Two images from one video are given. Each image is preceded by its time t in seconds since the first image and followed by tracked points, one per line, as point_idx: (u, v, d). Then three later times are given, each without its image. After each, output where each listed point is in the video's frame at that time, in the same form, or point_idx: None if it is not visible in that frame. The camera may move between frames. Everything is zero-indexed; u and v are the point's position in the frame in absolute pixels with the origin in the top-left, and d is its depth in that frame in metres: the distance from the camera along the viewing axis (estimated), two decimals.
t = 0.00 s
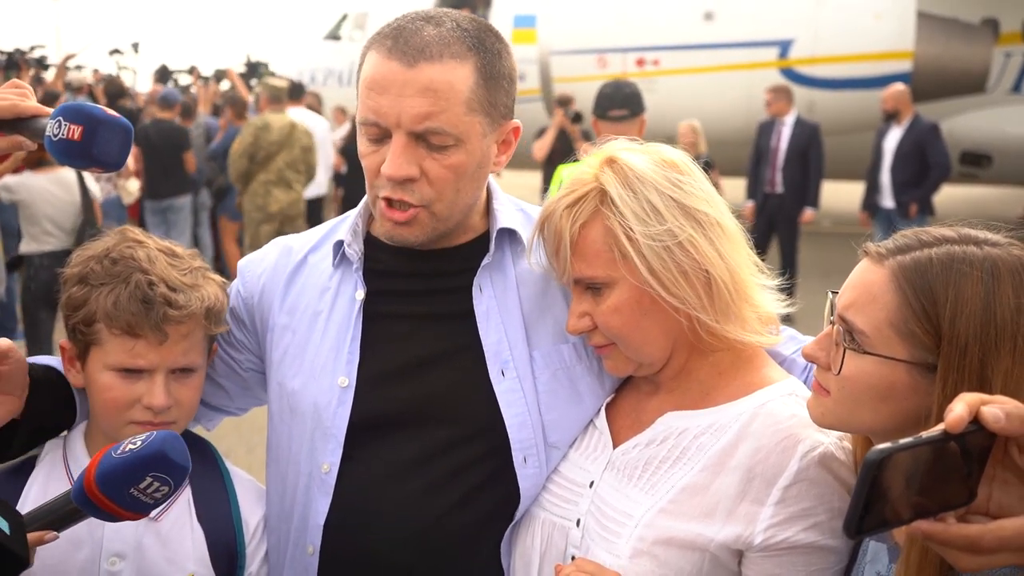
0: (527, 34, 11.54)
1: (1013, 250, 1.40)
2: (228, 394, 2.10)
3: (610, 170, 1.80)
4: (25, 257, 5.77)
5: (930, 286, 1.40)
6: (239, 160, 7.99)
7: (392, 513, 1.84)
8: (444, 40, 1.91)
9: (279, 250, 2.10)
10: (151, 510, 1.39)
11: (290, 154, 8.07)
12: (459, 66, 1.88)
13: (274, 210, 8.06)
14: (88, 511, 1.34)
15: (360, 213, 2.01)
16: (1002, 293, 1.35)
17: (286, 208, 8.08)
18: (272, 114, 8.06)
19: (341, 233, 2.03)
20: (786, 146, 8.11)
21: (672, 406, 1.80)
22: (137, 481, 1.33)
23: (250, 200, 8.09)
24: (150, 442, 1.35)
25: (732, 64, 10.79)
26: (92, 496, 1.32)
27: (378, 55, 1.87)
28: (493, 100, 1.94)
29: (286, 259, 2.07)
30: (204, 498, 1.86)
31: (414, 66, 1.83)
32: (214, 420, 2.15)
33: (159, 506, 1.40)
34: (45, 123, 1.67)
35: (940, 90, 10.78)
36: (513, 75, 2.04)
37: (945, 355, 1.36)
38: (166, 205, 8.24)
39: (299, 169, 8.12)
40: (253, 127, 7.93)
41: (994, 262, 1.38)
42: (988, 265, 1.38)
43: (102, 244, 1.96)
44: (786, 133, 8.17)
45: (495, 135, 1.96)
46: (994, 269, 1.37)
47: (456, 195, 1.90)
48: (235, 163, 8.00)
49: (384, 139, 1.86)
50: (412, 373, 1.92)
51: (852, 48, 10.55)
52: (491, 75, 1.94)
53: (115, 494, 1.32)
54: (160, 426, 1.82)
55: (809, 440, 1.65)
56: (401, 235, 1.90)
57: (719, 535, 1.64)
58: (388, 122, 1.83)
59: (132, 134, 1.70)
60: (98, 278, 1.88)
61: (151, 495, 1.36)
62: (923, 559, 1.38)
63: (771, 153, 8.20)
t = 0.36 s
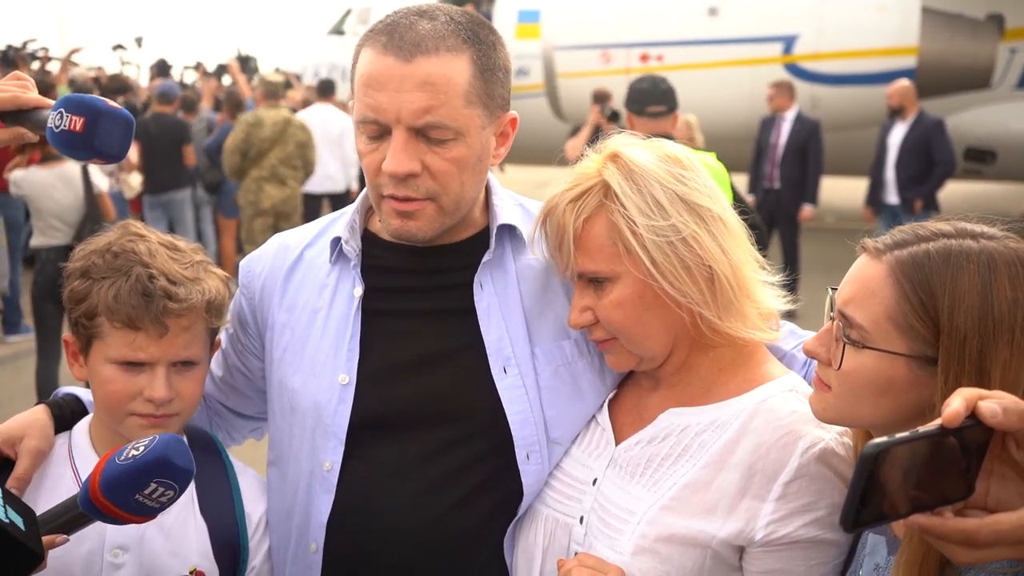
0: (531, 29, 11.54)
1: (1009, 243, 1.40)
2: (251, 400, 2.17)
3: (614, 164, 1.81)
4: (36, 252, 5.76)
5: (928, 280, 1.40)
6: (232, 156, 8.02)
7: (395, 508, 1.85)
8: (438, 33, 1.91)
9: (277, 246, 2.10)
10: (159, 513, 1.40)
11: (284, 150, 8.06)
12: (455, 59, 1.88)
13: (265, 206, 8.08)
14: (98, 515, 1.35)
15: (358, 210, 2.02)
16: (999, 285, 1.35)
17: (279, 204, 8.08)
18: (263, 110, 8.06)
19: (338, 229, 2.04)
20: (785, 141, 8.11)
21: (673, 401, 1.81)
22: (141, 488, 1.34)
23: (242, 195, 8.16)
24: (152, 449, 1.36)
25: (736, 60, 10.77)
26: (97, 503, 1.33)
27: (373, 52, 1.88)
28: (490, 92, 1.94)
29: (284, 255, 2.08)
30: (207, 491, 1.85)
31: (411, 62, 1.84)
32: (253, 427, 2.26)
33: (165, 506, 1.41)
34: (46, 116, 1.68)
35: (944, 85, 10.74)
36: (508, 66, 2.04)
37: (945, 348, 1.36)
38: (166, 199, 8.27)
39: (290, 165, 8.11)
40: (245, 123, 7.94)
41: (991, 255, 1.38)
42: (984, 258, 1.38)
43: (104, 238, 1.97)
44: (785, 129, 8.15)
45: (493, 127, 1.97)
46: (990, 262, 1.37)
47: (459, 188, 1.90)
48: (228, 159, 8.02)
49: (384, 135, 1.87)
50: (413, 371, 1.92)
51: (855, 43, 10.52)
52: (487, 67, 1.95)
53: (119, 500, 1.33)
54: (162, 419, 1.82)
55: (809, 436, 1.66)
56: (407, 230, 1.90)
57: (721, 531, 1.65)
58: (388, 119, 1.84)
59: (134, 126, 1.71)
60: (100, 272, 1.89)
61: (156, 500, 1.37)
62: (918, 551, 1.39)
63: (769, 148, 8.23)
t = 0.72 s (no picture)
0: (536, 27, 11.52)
1: (1009, 241, 1.42)
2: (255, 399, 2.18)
3: (615, 163, 1.82)
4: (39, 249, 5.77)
5: (929, 279, 1.41)
6: (233, 156, 8.02)
7: (399, 507, 1.87)
8: (437, 30, 1.92)
9: (281, 243, 2.12)
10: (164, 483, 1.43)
11: (286, 149, 8.09)
12: (453, 55, 1.89)
13: (268, 204, 8.12)
14: (106, 489, 1.38)
15: (361, 210, 2.04)
16: (1001, 282, 1.37)
17: (281, 203, 8.13)
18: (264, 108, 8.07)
19: (344, 229, 2.05)
20: (776, 139, 8.15)
21: (674, 401, 1.82)
22: (147, 459, 1.36)
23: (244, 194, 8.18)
24: (155, 420, 1.38)
25: (742, 58, 10.73)
26: (105, 476, 1.36)
27: (372, 49, 1.89)
28: (491, 89, 1.95)
29: (289, 252, 2.10)
30: (218, 490, 1.87)
31: (408, 58, 1.85)
32: (257, 427, 2.27)
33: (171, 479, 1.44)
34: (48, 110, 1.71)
35: (949, 83, 10.72)
36: (510, 63, 2.05)
37: (947, 347, 1.37)
38: (177, 198, 8.25)
39: (292, 163, 8.14)
40: (246, 122, 7.93)
41: (991, 253, 1.39)
42: (985, 256, 1.39)
43: (108, 236, 1.99)
44: (777, 126, 8.20)
45: (495, 124, 1.98)
46: (991, 260, 1.38)
47: (457, 185, 1.91)
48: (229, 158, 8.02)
49: (383, 130, 1.88)
50: (417, 372, 1.94)
51: (860, 41, 10.51)
52: (488, 64, 1.96)
53: (126, 473, 1.36)
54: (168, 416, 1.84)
55: (809, 437, 1.67)
56: (407, 226, 1.90)
57: (721, 532, 1.66)
58: (385, 115, 1.85)
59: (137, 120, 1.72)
60: (105, 269, 1.90)
61: (163, 470, 1.40)
62: (922, 549, 1.40)
63: (761, 146, 8.28)
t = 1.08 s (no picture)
0: (538, 29, 11.54)
1: (1006, 238, 1.47)
2: (266, 391, 2.23)
3: (642, 159, 1.85)
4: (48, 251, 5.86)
5: (928, 274, 1.47)
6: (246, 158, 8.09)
7: (411, 498, 1.93)
8: (457, 19, 1.99)
9: (294, 239, 2.17)
10: (172, 472, 1.45)
11: (296, 150, 8.15)
12: (471, 43, 1.96)
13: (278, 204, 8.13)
14: (112, 478, 1.41)
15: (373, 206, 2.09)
16: (997, 278, 1.42)
17: (292, 203, 8.14)
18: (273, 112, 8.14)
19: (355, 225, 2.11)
20: (763, 141, 8.22)
21: (673, 396, 1.87)
22: (153, 448, 1.39)
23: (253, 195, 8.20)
24: (162, 409, 1.42)
25: (739, 59, 10.81)
26: (114, 467, 1.39)
27: (394, 35, 1.96)
28: (506, 82, 2.01)
29: (301, 248, 2.15)
30: (235, 483, 1.93)
31: (429, 42, 1.92)
32: (268, 419, 2.33)
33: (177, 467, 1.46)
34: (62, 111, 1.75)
35: (944, 84, 10.78)
36: (525, 59, 2.10)
37: (943, 339, 1.43)
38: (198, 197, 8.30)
39: (302, 164, 8.19)
40: (257, 125, 8.03)
41: (989, 249, 1.45)
42: (982, 252, 1.45)
43: (125, 237, 2.04)
44: (763, 128, 8.27)
45: (509, 116, 2.03)
46: (987, 256, 1.44)
47: (471, 169, 1.97)
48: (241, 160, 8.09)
49: (401, 112, 1.94)
50: (425, 364, 1.99)
51: (857, 43, 10.58)
52: (505, 57, 2.02)
53: (135, 463, 1.39)
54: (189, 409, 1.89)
55: (806, 428, 1.73)
56: (421, 207, 1.95)
57: (721, 522, 1.72)
58: (404, 95, 1.92)
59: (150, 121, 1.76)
60: (125, 266, 1.95)
61: (169, 459, 1.42)
62: (920, 534, 1.45)
63: (749, 147, 8.35)
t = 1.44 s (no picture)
0: (539, 26, 11.58)
1: (1008, 230, 1.50)
2: (279, 384, 2.27)
3: (671, 153, 1.87)
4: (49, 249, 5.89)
5: (930, 263, 1.50)
6: (253, 154, 8.09)
7: (417, 487, 1.97)
8: (451, 19, 2.02)
9: (302, 233, 2.20)
10: (179, 459, 1.46)
11: (303, 145, 8.18)
12: (466, 43, 1.99)
13: (286, 199, 8.17)
14: (121, 462, 1.42)
15: (381, 199, 2.13)
16: (998, 269, 1.46)
17: (299, 198, 8.18)
18: (278, 108, 8.15)
19: (362, 218, 2.15)
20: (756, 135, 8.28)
21: (679, 384, 1.91)
22: (163, 433, 1.41)
23: (261, 190, 8.21)
24: (170, 395, 1.43)
25: (738, 56, 10.81)
26: (123, 450, 1.40)
27: (389, 38, 1.99)
28: (503, 78, 2.04)
29: (310, 241, 2.18)
30: (239, 475, 1.95)
31: (424, 44, 1.95)
32: (280, 412, 2.37)
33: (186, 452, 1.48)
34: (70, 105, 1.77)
35: (941, 79, 10.83)
36: (521, 54, 2.14)
37: (944, 328, 1.46)
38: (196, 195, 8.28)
39: (308, 159, 8.22)
40: (266, 121, 8.05)
41: (991, 241, 1.48)
42: (985, 243, 1.48)
43: (123, 236, 2.07)
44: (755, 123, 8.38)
45: (506, 112, 2.06)
46: (990, 247, 1.48)
47: (469, 171, 2.00)
48: (250, 156, 8.10)
49: (399, 116, 1.97)
50: (430, 355, 2.03)
51: (855, 39, 10.62)
52: (499, 53, 2.05)
53: (143, 447, 1.40)
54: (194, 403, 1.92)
55: (811, 417, 1.76)
56: (423, 208, 2.00)
57: (726, 507, 1.75)
58: (402, 99, 1.95)
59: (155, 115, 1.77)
60: (122, 266, 1.99)
61: (178, 443, 1.44)
62: (924, 530, 1.48)
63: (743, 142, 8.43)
